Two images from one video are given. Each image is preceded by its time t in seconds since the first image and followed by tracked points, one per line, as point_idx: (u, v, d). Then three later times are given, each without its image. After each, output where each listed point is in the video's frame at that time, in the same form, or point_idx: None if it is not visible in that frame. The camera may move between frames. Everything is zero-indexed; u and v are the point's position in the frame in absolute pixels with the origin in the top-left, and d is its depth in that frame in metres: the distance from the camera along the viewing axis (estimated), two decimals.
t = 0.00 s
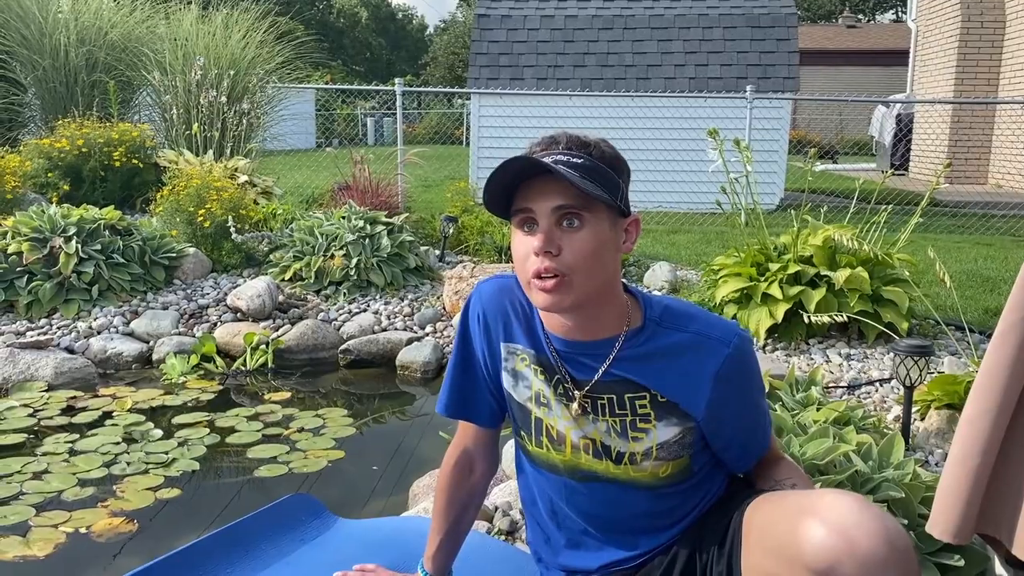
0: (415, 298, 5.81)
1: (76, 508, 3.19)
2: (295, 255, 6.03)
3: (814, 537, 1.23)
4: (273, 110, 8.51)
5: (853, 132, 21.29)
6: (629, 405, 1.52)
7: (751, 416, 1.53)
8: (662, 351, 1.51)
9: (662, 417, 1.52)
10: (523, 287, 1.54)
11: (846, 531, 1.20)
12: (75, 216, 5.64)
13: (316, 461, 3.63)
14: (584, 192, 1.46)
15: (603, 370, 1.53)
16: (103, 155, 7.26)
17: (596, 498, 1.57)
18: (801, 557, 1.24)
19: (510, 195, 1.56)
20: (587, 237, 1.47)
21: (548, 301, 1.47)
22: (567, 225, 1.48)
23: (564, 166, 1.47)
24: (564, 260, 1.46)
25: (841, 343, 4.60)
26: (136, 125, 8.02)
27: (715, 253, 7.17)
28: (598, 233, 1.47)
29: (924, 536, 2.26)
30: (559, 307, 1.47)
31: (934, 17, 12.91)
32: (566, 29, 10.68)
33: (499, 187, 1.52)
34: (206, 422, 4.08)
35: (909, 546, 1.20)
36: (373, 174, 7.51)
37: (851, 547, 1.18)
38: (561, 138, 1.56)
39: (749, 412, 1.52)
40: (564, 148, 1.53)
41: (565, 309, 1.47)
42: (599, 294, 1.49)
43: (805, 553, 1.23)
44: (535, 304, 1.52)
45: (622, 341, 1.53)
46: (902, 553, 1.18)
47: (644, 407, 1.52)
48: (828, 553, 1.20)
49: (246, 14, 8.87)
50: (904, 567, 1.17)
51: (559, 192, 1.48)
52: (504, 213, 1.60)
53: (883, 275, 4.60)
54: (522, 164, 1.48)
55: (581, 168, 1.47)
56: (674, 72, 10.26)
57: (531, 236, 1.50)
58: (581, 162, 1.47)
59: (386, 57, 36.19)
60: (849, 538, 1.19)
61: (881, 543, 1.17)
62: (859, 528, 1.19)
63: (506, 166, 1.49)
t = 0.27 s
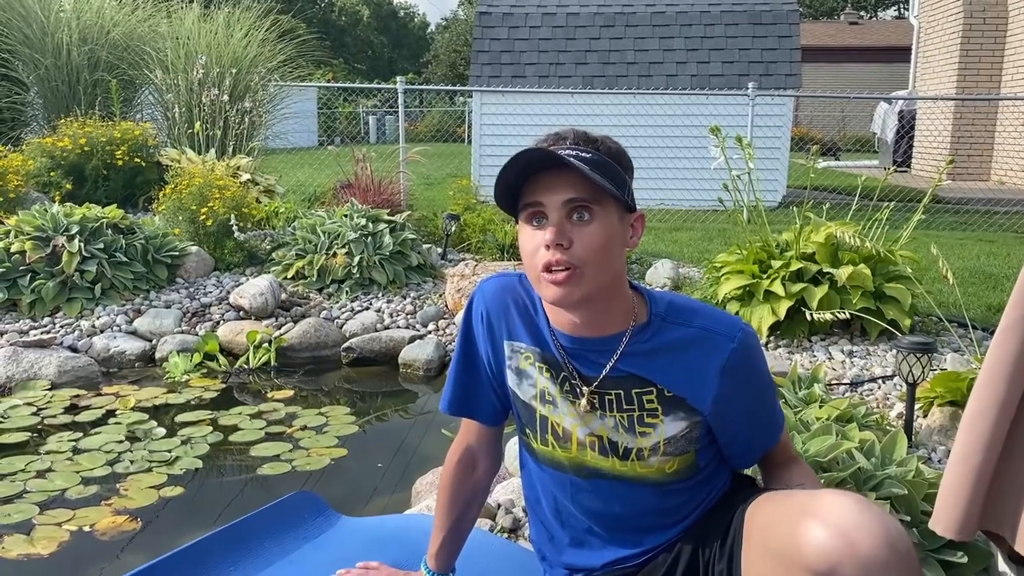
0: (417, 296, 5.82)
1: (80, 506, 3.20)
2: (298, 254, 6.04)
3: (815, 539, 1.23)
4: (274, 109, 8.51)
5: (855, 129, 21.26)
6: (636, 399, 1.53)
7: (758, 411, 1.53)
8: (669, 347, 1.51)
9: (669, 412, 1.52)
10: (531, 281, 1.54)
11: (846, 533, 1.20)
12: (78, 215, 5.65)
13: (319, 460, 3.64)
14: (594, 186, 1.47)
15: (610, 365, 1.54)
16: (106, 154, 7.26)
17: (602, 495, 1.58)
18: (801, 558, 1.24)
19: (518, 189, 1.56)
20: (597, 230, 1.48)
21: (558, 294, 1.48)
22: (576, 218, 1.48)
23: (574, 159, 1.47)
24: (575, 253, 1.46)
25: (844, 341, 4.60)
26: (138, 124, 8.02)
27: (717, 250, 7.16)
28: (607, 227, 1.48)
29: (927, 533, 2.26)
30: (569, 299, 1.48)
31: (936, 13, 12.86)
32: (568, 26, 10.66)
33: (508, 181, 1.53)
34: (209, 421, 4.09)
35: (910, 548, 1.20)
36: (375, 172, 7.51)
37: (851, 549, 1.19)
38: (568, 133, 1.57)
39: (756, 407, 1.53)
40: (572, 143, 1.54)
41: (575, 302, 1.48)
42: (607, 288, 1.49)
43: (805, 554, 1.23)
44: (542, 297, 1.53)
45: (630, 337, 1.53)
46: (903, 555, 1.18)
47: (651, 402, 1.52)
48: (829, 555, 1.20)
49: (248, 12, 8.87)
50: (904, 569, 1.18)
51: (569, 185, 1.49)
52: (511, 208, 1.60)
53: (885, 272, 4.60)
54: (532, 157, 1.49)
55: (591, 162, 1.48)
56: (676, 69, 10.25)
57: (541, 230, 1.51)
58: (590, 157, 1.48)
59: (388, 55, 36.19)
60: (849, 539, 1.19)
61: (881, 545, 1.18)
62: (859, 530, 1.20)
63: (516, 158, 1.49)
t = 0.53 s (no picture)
0: (419, 294, 5.82)
1: (83, 504, 3.21)
2: (300, 252, 6.04)
3: (814, 535, 1.23)
4: (276, 107, 8.51)
5: (857, 126, 21.23)
6: (640, 396, 1.53)
7: (762, 408, 1.54)
8: (674, 343, 1.51)
9: (673, 408, 1.52)
10: (543, 272, 1.54)
11: (846, 530, 1.20)
12: (80, 213, 5.65)
13: (322, 458, 3.64)
14: (616, 179, 1.49)
15: (616, 361, 1.54)
16: (108, 152, 7.27)
17: (605, 493, 1.58)
18: (801, 555, 1.24)
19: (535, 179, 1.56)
20: (615, 223, 1.49)
21: (574, 283, 1.47)
22: (595, 210, 1.49)
23: (599, 151, 1.49)
24: (593, 242, 1.46)
25: (846, 338, 4.59)
26: (140, 123, 8.03)
27: (719, 248, 7.16)
28: (625, 222, 1.50)
29: (930, 531, 2.25)
30: (584, 290, 1.47)
31: (939, 10, 12.84)
32: (570, 23, 10.65)
33: (528, 168, 1.53)
34: (212, 419, 4.09)
35: (910, 544, 1.20)
36: (377, 170, 7.50)
37: (851, 546, 1.19)
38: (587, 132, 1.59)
39: (760, 404, 1.53)
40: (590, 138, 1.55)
41: (590, 293, 1.48)
42: (621, 281, 1.50)
43: (805, 551, 1.23)
44: (554, 288, 1.52)
45: (635, 333, 1.53)
46: (902, 553, 1.18)
47: (655, 398, 1.52)
48: (829, 552, 1.20)
49: (249, 10, 8.87)
50: (903, 566, 1.18)
51: (590, 177, 1.50)
52: (524, 199, 1.60)
53: (888, 269, 4.59)
54: (559, 145, 1.50)
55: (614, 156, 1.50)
56: (677, 66, 10.24)
57: (558, 219, 1.51)
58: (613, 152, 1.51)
59: (389, 53, 36.18)
60: (849, 536, 1.19)
61: (880, 543, 1.18)
62: (859, 527, 1.20)
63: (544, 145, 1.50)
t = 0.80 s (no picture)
0: (422, 292, 5.82)
1: (86, 502, 3.21)
2: (302, 250, 6.05)
3: (817, 526, 1.23)
4: (278, 106, 8.51)
5: (860, 124, 21.20)
6: (646, 390, 1.53)
7: (766, 404, 1.54)
8: (679, 338, 1.52)
9: (678, 403, 1.52)
10: (552, 266, 1.54)
11: (849, 521, 1.20)
12: (82, 212, 5.66)
13: (324, 456, 3.65)
14: (624, 173, 1.49)
15: (622, 356, 1.54)
16: (110, 151, 7.27)
17: (609, 489, 1.58)
18: (803, 546, 1.24)
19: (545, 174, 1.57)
20: (624, 216, 1.49)
21: (582, 277, 1.48)
22: (604, 204, 1.50)
23: (608, 144, 1.49)
24: (602, 238, 1.47)
25: (848, 336, 4.59)
26: (142, 121, 8.04)
27: (721, 246, 7.15)
28: (633, 216, 1.50)
29: (933, 528, 2.25)
30: (592, 284, 1.48)
31: (941, 8, 12.81)
32: (571, 22, 10.64)
33: (537, 163, 1.53)
34: (214, 417, 4.10)
35: (912, 535, 1.20)
36: (379, 168, 7.51)
37: (854, 537, 1.19)
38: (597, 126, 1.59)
39: (764, 400, 1.54)
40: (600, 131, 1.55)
41: (598, 287, 1.49)
42: (629, 276, 1.50)
43: (808, 542, 1.23)
44: (562, 282, 1.53)
45: (641, 328, 1.54)
46: (905, 545, 1.18)
47: (661, 392, 1.52)
48: (831, 543, 1.20)
49: (251, 9, 8.87)
50: (905, 557, 1.18)
51: (599, 171, 1.50)
52: (534, 194, 1.61)
53: (890, 267, 4.59)
54: (568, 140, 1.50)
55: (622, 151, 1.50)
56: (679, 64, 10.24)
57: (567, 214, 1.52)
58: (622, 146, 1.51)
59: (391, 51, 36.17)
60: (852, 526, 1.19)
61: (883, 533, 1.18)
62: (862, 517, 1.20)
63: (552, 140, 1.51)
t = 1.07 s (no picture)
0: (423, 291, 5.82)
1: (88, 500, 3.22)
2: (303, 249, 6.05)
3: (817, 525, 1.23)
4: (280, 104, 8.52)
5: (862, 123, 21.18)
6: (648, 388, 1.53)
7: (768, 405, 1.54)
8: (682, 337, 1.52)
9: (681, 401, 1.52)
10: (555, 264, 1.55)
11: (849, 520, 1.20)
12: (84, 210, 5.66)
13: (326, 454, 3.65)
14: (626, 171, 1.49)
15: (625, 353, 1.54)
16: (112, 150, 7.27)
17: (610, 487, 1.58)
18: (804, 546, 1.24)
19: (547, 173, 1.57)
20: (626, 214, 1.49)
21: (585, 275, 1.48)
22: (605, 202, 1.50)
23: (608, 143, 1.49)
24: (604, 235, 1.47)
25: (850, 335, 4.59)
26: (144, 120, 8.04)
27: (722, 245, 7.15)
28: (635, 214, 1.50)
29: (934, 527, 2.25)
30: (596, 282, 1.48)
31: (943, 6, 12.80)
32: (573, 20, 10.64)
33: (538, 162, 1.54)
34: (216, 416, 4.11)
35: (913, 534, 1.20)
36: (380, 167, 7.51)
37: (855, 535, 1.19)
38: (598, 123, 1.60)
39: (765, 401, 1.54)
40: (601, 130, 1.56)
41: (601, 285, 1.49)
42: (632, 273, 1.51)
43: (808, 541, 1.23)
44: (566, 280, 1.53)
45: (645, 326, 1.54)
46: (906, 544, 1.18)
47: (663, 390, 1.53)
48: (833, 542, 1.20)
49: (253, 7, 8.87)
50: (908, 555, 1.18)
51: (600, 170, 1.51)
52: (536, 192, 1.61)
53: (892, 266, 4.58)
54: (569, 138, 1.51)
55: (624, 148, 1.51)
56: (681, 63, 10.24)
57: (569, 212, 1.52)
58: (623, 144, 1.51)
59: (392, 50, 36.17)
60: (852, 524, 1.20)
61: (883, 531, 1.18)
62: (862, 515, 1.20)
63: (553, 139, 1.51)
